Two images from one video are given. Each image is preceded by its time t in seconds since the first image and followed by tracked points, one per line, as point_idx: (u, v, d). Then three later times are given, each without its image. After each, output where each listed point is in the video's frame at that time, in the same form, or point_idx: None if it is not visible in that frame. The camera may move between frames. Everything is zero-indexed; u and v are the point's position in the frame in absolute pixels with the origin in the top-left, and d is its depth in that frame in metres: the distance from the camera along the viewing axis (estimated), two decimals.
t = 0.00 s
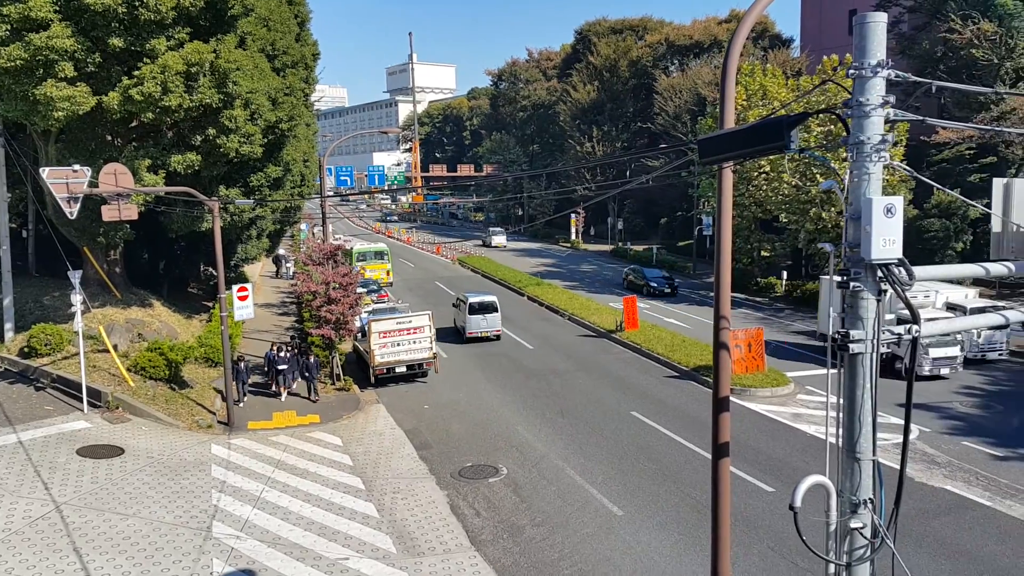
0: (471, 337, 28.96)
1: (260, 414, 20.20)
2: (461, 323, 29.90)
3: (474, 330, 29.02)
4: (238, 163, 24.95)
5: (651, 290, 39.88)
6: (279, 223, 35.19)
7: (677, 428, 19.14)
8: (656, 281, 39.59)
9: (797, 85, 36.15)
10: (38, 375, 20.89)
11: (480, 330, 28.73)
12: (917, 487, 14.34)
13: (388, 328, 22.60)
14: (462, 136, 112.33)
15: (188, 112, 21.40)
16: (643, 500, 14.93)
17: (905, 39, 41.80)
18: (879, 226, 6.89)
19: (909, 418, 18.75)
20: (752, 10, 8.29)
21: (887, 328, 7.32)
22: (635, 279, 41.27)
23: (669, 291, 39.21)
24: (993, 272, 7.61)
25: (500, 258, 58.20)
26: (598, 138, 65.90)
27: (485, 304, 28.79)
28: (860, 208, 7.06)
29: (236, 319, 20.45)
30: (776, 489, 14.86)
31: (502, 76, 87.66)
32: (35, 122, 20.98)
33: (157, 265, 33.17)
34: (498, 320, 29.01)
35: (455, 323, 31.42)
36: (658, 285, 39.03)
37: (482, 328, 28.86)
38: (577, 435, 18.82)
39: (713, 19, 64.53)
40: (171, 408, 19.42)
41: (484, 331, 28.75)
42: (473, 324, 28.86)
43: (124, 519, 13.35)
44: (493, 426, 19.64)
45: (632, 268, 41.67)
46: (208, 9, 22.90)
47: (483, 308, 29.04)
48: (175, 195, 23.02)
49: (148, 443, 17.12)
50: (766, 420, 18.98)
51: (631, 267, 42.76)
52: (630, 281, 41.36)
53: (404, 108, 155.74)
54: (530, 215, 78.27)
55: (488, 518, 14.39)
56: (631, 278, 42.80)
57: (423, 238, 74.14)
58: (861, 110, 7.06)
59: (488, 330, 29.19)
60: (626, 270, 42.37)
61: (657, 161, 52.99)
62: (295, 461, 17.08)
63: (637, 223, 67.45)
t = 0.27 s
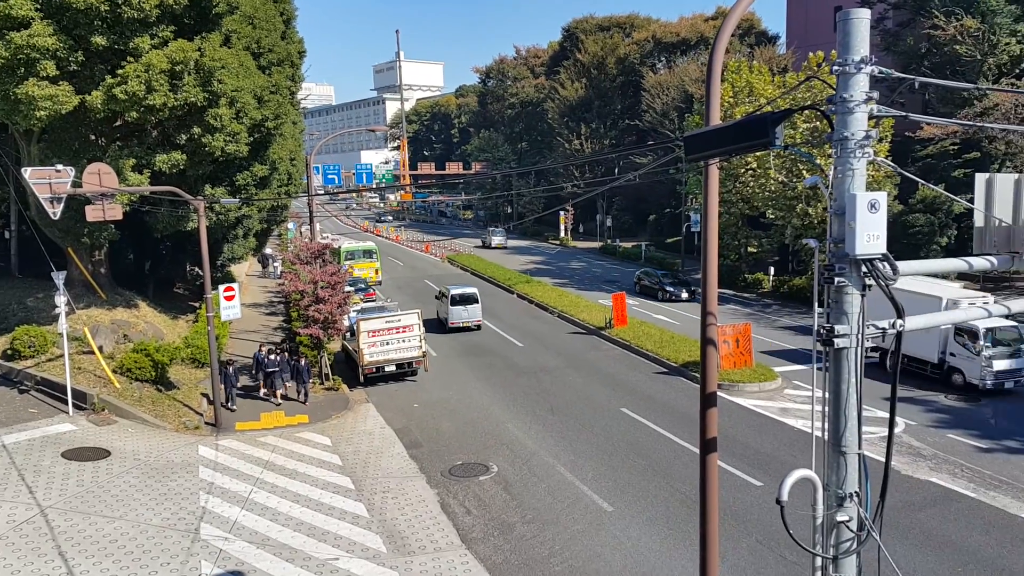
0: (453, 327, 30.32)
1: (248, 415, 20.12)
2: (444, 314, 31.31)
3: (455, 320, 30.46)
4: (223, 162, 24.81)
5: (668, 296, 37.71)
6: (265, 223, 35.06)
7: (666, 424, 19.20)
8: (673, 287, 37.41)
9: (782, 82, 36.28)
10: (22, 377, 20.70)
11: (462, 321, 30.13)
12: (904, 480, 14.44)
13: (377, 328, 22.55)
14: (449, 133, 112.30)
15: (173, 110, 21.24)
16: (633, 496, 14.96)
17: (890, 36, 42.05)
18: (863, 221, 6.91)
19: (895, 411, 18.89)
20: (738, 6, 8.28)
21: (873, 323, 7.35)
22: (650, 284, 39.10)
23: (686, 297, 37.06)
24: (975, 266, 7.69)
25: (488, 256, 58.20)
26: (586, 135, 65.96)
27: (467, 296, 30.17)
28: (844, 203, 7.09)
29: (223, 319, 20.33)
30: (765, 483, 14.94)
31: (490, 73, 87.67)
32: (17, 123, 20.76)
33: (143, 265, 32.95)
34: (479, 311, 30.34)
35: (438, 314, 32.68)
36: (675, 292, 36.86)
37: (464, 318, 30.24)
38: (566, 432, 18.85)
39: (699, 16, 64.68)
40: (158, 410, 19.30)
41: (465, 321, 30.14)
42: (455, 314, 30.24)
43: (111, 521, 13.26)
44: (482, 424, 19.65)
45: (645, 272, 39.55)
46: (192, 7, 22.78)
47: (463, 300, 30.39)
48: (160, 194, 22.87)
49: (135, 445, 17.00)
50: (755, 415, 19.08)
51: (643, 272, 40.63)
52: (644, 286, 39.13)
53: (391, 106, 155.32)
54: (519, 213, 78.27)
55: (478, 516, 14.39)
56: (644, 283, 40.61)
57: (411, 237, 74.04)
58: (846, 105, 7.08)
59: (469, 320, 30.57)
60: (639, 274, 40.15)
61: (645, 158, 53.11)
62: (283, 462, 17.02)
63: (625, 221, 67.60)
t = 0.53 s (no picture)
0: (425, 317, 31.94)
1: (218, 418, 19.90)
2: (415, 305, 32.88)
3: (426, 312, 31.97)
4: (195, 159, 24.49)
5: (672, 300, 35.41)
6: (238, 220, 34.67)
7: (643, 419, 19.23)
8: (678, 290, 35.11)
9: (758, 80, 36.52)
10: None
11: (432, 311, 31.74)
12: (876, 472, 14.57)
13: (352, 327, 22.37)
14: (427, 130, 112.04)
15: (143, 106, 20.89)
16: (610, 492, 14.96)
17: (863, 34, 42.46)
18: (835, 218, 6.92)
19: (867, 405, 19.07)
20: (714, 4, 8.25)
21: (843, 318, 7.37)
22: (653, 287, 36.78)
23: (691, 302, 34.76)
24: (943, 261, 7.76)
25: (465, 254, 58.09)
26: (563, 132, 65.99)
27: (436, 289, 31.67)
28: (816, 200, 7.09)
29: (193, 320, 20.06)
30: (739, 477, 15.01)
31: (468, 70, 87.52)
32: None
33: (112, 265, 32.44)
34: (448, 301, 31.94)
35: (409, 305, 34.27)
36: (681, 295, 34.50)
37: (434, 309, 31.86)
38: (543, 429, 18.81)
39: (677, 14, 64.92)
40: (126, 414, 19.00)
41: (435, 312, 31.78)
42: (426, 306, 31.80)
43: (75, 529, 13.00)
44: (458, 422, 19.57)
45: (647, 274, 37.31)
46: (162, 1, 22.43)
47: (434, 291, 31.99)
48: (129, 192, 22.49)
49: (102, 450, 16.71)
50: (729, 409, 19.18)
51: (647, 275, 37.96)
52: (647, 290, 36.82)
53: (368, 103, 154.39)
54: (497, 210, 78.24)
55: (454, 516, 14.31)
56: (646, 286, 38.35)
57: (389, 235, 73.72)
58: (819, 104, 7.08)
59: (439, 310, 32.25)
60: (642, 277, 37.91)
61: (622, 156, 53.26)
62: (254, 465, 16.83)
63: (603, 218, 67.80)
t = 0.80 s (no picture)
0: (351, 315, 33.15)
1: (142, 429, 19.15)
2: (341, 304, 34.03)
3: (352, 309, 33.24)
4: (115, 161, 23.54)
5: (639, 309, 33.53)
6: (162, 225, 33.51)
7: (580, 420, 19.37)
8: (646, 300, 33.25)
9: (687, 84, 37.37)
10: None
11: (358, 309, 32.95)
12: (803, 465, 15.05)
13: (283, 333, 21.85)
14: (359, 132, 110.76)
15: (58, 107, 19.95)
16: (548, 493, 15.02)
17: (787, 41, 43.93)
18: (761, 220, 7.10)
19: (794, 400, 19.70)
20: (642, 9, 8.35)
21: (769, 317, 7.57)
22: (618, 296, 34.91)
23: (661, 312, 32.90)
24: (861, 261, 8.07)
25: (401, 257, 57.59)
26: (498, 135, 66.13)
27: (363, 287, 32.82)
28: (743, 202, 7.25)
29: (114, 328, 19.27)
30: (673, 473, 15.28)
31: (401, 72, 86.86)
32: None
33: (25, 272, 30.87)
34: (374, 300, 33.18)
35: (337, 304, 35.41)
36: (650, 304, 32.65)
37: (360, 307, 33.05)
38: (481, 432, 18.75)
39: (609, 18, 65.87)
40: (42, 427, 18.10)
41: (362, 310, 32.97)
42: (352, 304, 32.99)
43: None
44: (394, 428, 19.33)
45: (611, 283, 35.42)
46: None
47: (360, 290, 33.23)
48: (43, 196, 21.43)
49: (15, 466, 15.85)
50: (663, 407, 19.52)
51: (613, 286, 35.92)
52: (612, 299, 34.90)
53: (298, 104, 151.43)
54: (432, 212, 77.87)
55: (390, 523, 14.12)
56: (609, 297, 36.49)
57: (322, 238, 72.48)
58: (744, 108, 7.24)
59: (367, 309, 33.52)
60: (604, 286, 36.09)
61: (556, 158, 53.71)
62: (181, 477, 16.25)
63: (539, 220, 68.27)
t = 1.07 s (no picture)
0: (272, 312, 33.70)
1: (57, 441, 18.16)
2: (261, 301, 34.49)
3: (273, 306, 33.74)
4: (23, 160, 22.29)
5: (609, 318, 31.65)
6: (75, 226, 31.93)
7: (514, 420, 19.34)
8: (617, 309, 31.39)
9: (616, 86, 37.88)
10: None
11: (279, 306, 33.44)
12: (733, 459, 15.40)
13: (206, 338, 21.10)
14: (285, 130, 108.30)
15: None
16: (483, 494, 14.90)
17: (712, 44, 45.05)
18: (687, 220, 7.17)
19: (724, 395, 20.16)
20: (569, 10, 8.34)
21: (698, 315, 7.65)
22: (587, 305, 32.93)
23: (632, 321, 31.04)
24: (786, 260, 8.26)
25: (330, 258, 56.51)
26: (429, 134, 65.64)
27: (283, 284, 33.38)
28: (670, 203, 7.31)
29: (26, 335, 18.23)
30: (608, 471, 15.39)
31: (328, 69, 85.31)
32: None
33: None
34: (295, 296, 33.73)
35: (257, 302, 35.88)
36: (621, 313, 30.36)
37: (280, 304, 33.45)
38: (414, 435, 18.49)
39: (538, 19, 66.23)
40: None
41: (281, 306, 33.53)
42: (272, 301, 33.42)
43: None
44: (326, 433, 18.88)
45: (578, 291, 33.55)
46: None
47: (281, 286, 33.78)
48: None
49: None
50: (597, 405, 19.68)
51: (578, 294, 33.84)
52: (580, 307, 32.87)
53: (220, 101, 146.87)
54: (362, 212, 76.74)
55: (322, 530, 13.75)
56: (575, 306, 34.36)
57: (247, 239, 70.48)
58: (669, 110, 7.30)
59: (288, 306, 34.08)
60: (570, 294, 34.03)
61: (488, 158, 53.66)
62: (101, 489, 15.47)
63: (471, 220, 68.11)
